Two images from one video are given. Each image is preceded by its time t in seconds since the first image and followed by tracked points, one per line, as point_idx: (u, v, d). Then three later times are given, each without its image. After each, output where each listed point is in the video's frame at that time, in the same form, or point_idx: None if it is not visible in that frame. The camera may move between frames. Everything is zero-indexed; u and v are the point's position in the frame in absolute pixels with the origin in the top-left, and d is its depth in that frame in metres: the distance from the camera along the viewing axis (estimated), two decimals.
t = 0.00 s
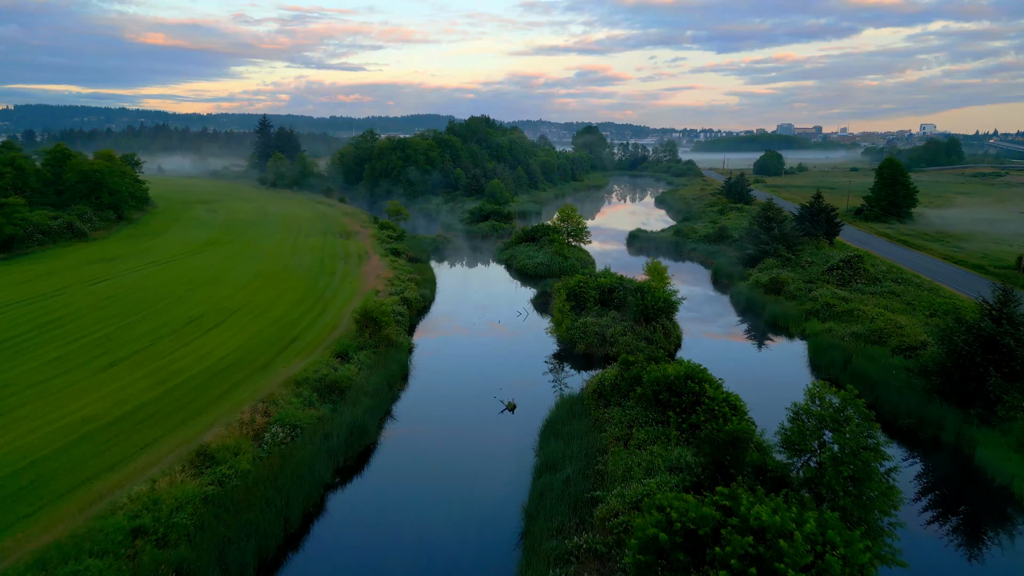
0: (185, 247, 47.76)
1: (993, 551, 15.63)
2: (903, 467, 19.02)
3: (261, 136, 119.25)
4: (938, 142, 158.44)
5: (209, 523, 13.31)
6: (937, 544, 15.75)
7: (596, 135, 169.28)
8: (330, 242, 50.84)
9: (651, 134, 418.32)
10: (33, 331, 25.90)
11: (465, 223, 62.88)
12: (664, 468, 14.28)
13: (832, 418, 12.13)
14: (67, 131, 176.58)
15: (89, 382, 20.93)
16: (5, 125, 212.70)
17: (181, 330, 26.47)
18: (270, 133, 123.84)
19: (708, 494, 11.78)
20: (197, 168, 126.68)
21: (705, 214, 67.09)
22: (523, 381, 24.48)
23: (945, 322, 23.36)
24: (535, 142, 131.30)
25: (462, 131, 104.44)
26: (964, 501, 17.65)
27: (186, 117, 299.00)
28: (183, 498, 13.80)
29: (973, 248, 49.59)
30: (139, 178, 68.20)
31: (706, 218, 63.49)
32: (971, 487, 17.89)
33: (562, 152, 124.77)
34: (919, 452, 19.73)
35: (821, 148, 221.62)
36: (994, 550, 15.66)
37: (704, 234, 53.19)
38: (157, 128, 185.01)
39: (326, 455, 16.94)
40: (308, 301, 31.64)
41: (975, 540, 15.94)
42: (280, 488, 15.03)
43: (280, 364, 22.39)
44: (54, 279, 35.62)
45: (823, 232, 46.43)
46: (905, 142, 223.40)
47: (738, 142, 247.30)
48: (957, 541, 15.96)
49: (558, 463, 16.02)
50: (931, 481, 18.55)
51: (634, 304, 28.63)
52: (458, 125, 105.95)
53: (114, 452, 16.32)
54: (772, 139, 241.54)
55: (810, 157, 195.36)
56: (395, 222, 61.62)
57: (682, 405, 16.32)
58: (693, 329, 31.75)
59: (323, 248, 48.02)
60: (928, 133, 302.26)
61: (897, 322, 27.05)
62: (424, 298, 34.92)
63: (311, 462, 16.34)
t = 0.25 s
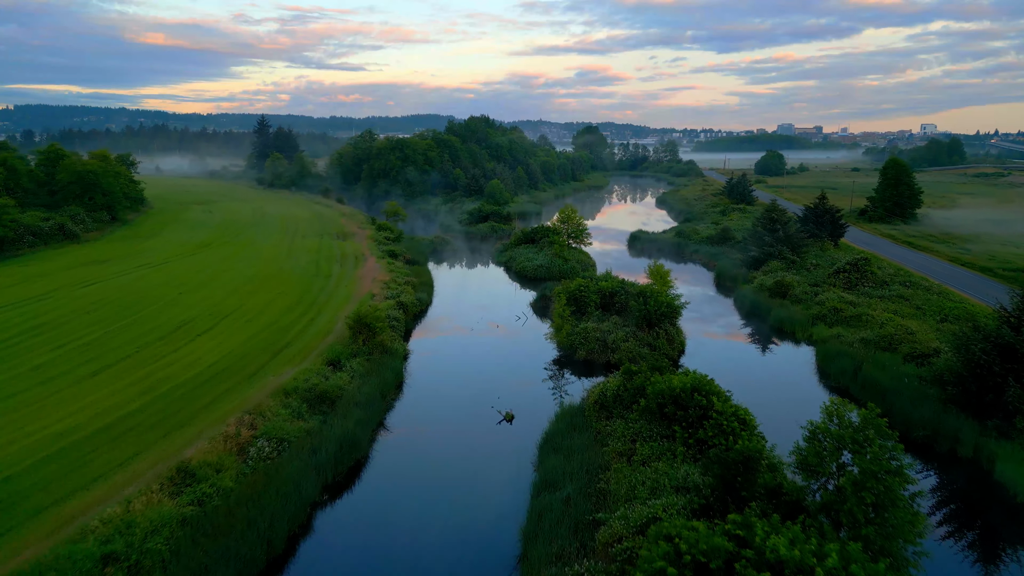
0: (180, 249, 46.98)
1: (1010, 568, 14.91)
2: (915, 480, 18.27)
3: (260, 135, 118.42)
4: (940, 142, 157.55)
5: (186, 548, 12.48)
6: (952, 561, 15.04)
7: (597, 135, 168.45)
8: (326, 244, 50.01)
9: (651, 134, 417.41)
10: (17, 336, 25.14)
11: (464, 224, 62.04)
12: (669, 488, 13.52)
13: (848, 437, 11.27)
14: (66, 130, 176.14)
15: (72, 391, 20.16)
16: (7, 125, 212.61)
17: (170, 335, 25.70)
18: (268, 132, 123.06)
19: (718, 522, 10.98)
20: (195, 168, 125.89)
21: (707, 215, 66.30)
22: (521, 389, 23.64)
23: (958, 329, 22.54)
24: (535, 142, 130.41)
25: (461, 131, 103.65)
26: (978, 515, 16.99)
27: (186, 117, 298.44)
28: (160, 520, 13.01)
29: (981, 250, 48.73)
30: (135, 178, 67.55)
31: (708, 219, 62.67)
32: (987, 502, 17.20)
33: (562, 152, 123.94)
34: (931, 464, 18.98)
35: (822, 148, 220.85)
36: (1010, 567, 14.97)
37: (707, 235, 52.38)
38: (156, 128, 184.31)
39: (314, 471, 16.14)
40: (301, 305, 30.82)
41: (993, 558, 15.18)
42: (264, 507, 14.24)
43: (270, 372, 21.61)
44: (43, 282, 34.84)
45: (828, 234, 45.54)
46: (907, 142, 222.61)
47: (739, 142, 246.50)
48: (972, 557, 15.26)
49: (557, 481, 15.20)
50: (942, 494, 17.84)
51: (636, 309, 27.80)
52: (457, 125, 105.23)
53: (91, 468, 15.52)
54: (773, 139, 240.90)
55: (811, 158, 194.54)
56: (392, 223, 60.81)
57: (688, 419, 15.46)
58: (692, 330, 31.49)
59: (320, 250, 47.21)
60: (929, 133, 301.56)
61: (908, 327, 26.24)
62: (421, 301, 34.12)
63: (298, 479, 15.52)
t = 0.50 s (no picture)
0: (173, 251, 46.17)
1: None
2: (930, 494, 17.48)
3: (259, 135, 117.65)
4: (942, 143, 156.56)
5: None
6: None
7: (597, 135, 167.59)
8: (322, 246, 49.16)
9: (652, 134, 416.48)
10: None
11: (463, 226, 61.20)
12: (676, 510, 12.71)
13: (870, 460, 10.43)
14: (64, 130, 175.34)
15: (50, 403, 19.31)
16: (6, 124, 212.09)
17: (156, 342, 24.87)
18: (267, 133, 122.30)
19: (731, 553, 10.15)
20: (193, 168, 125.16)
21: (709, 216, 65.48)
22: (520, 398, 22.76)
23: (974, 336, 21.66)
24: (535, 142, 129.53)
25: (460, 131, 102.85)
26: (998, 532, 16.14)
27: (185, 117, 297.83)
28: (131, 547, 12.16)
29: (988, 252, 47.86)
30: (130, 179, 66.79)
31: (710, 220, 61.85)
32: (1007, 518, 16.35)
33: (562, 152, 123.05)
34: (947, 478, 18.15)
35: (824, 149, 219.96)
36: None
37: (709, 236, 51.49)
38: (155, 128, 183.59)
39: (300, 489, 15.29)
40: (294, 310, 29.98)
41: None
42: (244, 531, 13.38)
43: (258, 381, 20.77)
44: (30, 286, 34.02)
45: (833, 236, 44.64)
46: (908, 142, 221.50)
47: (740, 141, 245.52)
48: None
49: (556, 501, 14.38)
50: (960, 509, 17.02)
51: (638, 314, 26.96)
52: (457, 125, 104.51)
53: (64, 487, 14.66)
54: (774, 139, 240.01)
55: (812, 158, 193.56)
56: (390, 224, 60.03)
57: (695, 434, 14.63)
58: (693, 329, 31.41)
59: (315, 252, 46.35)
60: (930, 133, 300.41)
61: (919, 334, 25.36)
62: (418, 305, 33.28)
63: (282, 499, 14.65)
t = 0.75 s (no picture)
0: (166, 253, 45.38)
1: None
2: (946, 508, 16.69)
3: (256, 135, 116.78)
4: (944, 142, 155.61)
5: None
6: None
7: (597, 135, 166.71)
8: (318, 247, 48.36)
9: (652, 134, 415.57)
10: None
11: (461, 227, 60.35)
12: (684, 535, 11.93)
13: (897, 487, 9.62)
14: (62, 130, 174.56)
15: (28, 413, 18.52)
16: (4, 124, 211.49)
17: (142, 349, 24.07)
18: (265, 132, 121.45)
19: None
20: (191, 168, 124.32)
21: (711, 217, 64.68)
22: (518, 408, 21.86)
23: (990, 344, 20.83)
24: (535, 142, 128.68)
25: (460, 131, 102.05)
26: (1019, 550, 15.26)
27: (184, 117, 297.05)
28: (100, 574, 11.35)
29: (996, 254, 47.01)
30: (125, 179, 66.01)
31: (712, 221, 61.05)
32: None
33: (562, 152, 122.18)
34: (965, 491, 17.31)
35: (825, 148, 219.09)
36: None
37: (711, 238, 50.63)
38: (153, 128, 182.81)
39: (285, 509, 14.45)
40: (286, 314, 29.19)
41: None
42: (223, 556, 12.56)
43: (246, 391, 19.97)
44: (18, 288, 33.25)
45: (837, 237, 43.78)
46: (910, 142, 220.60)
47: (741, 141, 244.59)
48: None
49: (556, 522, 13.59)
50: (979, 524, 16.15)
51: (640, 319, 26.14)
52: (456, 125, 103.75)
53: (35, 507, 13.87)
54: (775, 139, 239.18)
55: (814, 158, 192.65)
56: (388, 225, 59.25)
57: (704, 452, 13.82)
58: (693, 328, 31.44)
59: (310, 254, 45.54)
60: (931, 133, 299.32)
61: (931, 340, 24.51)
62: (414, 309, 32.39)
63: (264, 520, 13.81)
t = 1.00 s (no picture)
0: (159, 255, 44.56)
1: None
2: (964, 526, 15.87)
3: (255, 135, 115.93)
4: (947, 142, 154.65)
5: None
6: None
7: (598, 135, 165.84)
8: (313, 249, 47.53)
9: (652, 134, 414.75)
10: None
11: (460, 228, 59.50)
12: (693, 564, 11.13)
13: (928, 520, 8.81)
14: (60, 130, 173.73)
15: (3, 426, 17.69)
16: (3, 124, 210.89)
17: (127, 356, 23.24)
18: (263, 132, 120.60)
19: None
20: (189, 168, 123.48)
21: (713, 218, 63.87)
22: (517, 418, 21.01)
23: (1007, 353, 19.99)
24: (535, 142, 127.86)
25: (459, 130, 101.24)
26: None
27: (184, 117, 296.22)
28: None
29: (1004, 256, 46.16)
30: (120, 180, 65.24)
31: (714, 222, 60.24)
32: None
33: (562, 152, 121.33)
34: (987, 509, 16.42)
35: (826, 148, 218.24)
36: None
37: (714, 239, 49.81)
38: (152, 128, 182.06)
39: (268, 530, 13.62)
40: (278, 319, 28.39)
41: None
42: None
43: (232, 402, 19.15)
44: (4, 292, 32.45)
45: (843, 239, 42.94)
46: (911, 142, 219.76)
47: (742, 141, 243.74)
48: None
49: (556, 546, 12.75)
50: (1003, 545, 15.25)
51: (643, 325, 25.32)
52: (456, 125, 102.91)
53: (2, 529, 13.06)
54: (775, 139, 238.31)
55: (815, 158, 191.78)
56: (386, 226, 58.52)
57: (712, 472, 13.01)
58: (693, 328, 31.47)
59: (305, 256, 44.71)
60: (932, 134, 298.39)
61: (944, 347, 23.68)
62: (410, 313, 31.50)
63: (245, 543, 12.95)
